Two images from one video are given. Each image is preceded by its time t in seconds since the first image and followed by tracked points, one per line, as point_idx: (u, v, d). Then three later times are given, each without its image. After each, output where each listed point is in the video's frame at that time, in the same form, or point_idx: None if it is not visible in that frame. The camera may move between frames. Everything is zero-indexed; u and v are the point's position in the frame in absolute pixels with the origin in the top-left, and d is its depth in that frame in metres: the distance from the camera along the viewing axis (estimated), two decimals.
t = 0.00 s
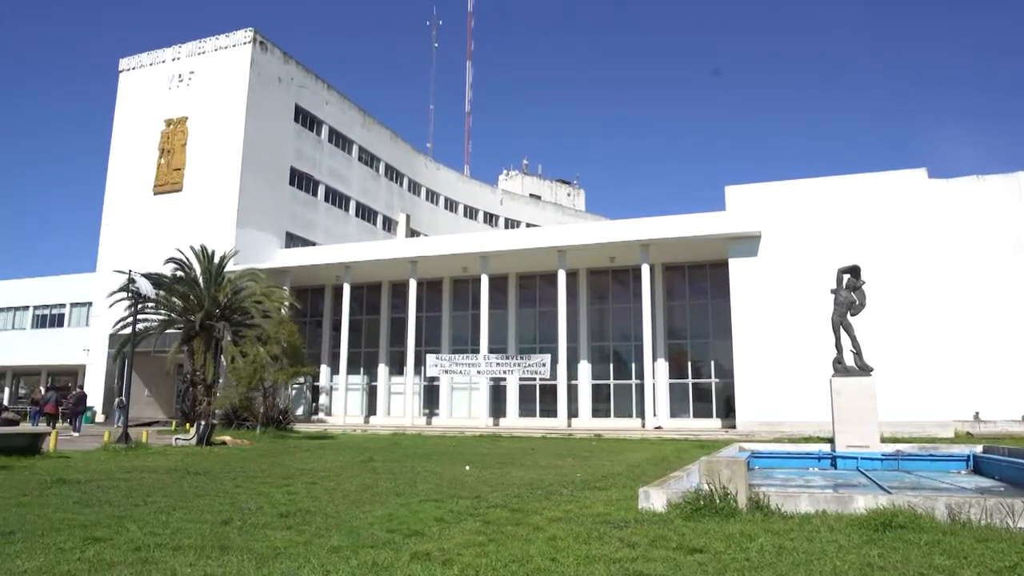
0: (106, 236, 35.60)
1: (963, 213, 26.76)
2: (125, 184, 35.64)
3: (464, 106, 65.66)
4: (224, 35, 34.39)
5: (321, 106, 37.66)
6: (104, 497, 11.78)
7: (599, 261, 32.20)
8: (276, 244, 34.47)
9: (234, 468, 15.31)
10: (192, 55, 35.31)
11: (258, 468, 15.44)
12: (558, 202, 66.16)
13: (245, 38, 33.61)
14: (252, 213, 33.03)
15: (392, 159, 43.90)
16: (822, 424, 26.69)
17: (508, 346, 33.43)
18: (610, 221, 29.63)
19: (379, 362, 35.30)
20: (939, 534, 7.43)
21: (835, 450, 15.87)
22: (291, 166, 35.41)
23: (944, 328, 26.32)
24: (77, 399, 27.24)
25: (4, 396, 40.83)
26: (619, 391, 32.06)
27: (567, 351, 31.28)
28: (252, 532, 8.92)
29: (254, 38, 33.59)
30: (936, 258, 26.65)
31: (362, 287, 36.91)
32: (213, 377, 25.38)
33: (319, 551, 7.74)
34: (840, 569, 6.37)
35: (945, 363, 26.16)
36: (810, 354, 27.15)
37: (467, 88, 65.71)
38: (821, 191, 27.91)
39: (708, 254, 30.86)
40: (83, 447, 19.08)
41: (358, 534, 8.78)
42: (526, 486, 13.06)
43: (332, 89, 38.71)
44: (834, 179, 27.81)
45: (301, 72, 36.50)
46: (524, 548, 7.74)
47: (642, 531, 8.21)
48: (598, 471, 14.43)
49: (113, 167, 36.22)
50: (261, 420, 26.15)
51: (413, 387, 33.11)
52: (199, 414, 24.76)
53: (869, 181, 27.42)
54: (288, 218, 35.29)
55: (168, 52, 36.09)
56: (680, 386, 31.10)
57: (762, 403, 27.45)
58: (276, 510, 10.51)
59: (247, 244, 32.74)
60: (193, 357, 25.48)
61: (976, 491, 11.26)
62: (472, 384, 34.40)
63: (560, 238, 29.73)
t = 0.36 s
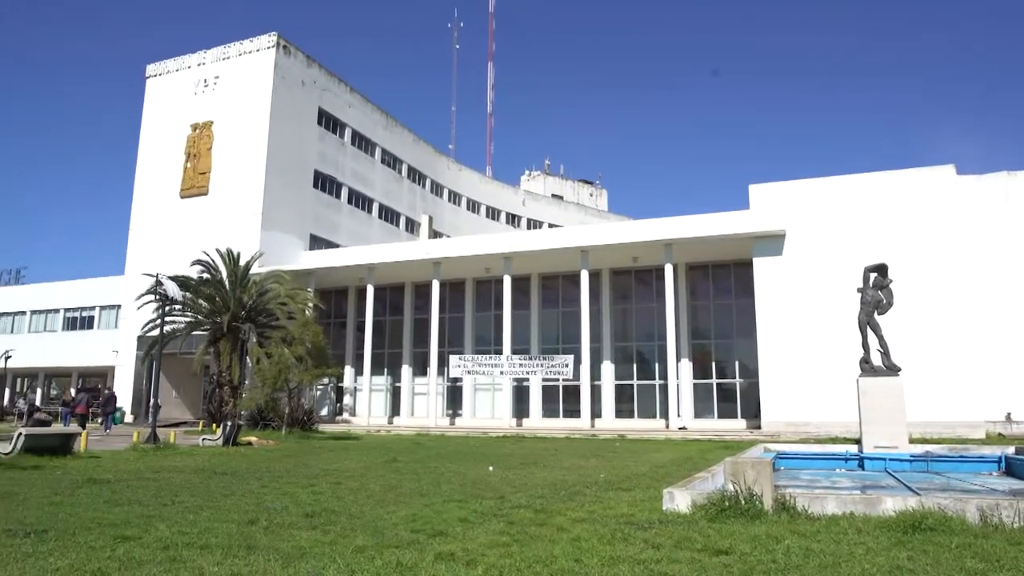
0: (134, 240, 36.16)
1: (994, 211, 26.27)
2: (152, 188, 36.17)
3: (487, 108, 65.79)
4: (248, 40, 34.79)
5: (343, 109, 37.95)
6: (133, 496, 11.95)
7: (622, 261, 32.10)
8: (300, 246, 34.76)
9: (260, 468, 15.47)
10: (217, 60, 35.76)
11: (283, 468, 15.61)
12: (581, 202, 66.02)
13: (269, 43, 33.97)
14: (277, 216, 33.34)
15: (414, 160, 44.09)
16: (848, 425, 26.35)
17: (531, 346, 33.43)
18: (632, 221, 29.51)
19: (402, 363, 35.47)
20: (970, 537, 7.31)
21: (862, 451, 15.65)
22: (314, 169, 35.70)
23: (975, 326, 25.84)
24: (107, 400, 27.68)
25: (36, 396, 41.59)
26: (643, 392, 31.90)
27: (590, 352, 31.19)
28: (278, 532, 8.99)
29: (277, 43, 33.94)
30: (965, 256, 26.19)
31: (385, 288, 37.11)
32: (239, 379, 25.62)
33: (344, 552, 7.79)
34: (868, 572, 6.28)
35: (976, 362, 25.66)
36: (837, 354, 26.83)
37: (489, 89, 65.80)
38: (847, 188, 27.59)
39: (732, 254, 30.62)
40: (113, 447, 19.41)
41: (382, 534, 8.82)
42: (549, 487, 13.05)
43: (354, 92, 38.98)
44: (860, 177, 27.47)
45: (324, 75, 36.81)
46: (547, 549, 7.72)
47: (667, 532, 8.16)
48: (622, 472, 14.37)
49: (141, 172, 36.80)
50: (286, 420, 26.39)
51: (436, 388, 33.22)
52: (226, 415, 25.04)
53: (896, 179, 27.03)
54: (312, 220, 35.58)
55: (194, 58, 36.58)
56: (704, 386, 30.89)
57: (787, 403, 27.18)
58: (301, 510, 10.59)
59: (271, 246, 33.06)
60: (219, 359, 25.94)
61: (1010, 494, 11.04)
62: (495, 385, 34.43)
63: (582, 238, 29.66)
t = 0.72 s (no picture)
0: (162, 243, 36.68)
1: None
2: (179, 192, 36.68)
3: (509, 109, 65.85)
4: (272, 45, 35.17)
5: (366, 111, 38.20)
6: (162, 496, 12.12)
7: (645, 261, 31.98)
8: (323, 248, 35.04)
9: (286, 468, 15.62)
10: (242, 65, 36.17)
11: (309, 468, 15.76)
12: (604, 202, 65.85)
13: (292, 47, 34.30)
14: (301, 218, 33.64)
15: (436, 162, 44.25)
16: (876, 425, 26.00)
17: (554, 346, 33.40)
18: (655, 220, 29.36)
19: (426, 364, 35.62)
20: (1003, 540, 7.18)
21: (890, 452, 15.43)
22: (337, 171, 35.98)
23: (1006, 325, 25.34)
24: (136, 402, 28.13)
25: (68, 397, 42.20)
26: (667, 392, 31.73)
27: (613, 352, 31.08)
28: (304, 532, 9.05)
29: (300, 47, 34.27)
30: (996, 253, 25.71)
31: (409, 289, 37.30)
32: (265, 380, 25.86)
33: (369, 551, 7.84)
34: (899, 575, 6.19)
35: (1008, 362, 25.15)
36: (864, 354, 26.47)
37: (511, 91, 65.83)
38: (873, 186, 27.22)
39: (757, 253, 30.36)
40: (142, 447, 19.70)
41: (407, 534, 8.87)
42: (574, 488, 13.02)
43: (377, 95, 39.22)
44: (887, 174, 27.09)
45: (347, 78, 37.09)
46: (572, 550, 7.71)
47: (692, 534, 8.11)
48: (646, 473, 14.31)
49: (168, 176, 37.33)
50: (312, 421, 26.64)
51: (460, 388, 33.29)
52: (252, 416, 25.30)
53: (924, 176, 26.63)
54: (335, 222, 35.85)
55: (219, 63, 37.05)
56: (729, 386, 30.65)
57: (814, 403, 26.89)
58: (326, 510, 10.68)
59: (296, 248, 33.37)
60: (245, 360, 26.13)
61: None
62: (519, 386, 34.43)
63: (605, 238, 29.56)
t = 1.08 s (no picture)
0: (187, 246, 37.16)
1: None
2: (204, 195, 37.14)
3: (529, 110, 65.89)
4: (294, 49, 35.49)
5: (388, 114, 38.41)
6: (189, 495, 12.29)
7: (668, 261, 31.85)
8: (346, 249, 35.29)
9: (310, 469, 15.76)
10: (265, 69, 36.54)
11: (333, 468, 15.89)
12: (625, 202, 65.67)
13: (314, 50, 34.56)
14: (324, 221, 33.91)
15: (458, 163, 44.38)
16: (904, 426, 25.63)
17: (576, 347, 33.35)
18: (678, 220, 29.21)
19: (448, 365, 35.73)
20: None
21: (918, 454, 15.20)
22: (359, 174, 36.22)
23: None
24: (164, 402, 28.55)
25: (96, 398, 42.87)
26: (690, 393, 31.52)
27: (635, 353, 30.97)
28: (328, 532, 9.12)
29: (322, 50, 34.51)
30: None
31: (431, 290, 37.46)
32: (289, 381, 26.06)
33: (393, 552, 7.89)
34: None
35: None
36: (891, 353, 26.11)
37: (531, 92, 65.90)
38: (899, 183, 26.84)
39: (780, 253, 30.09)
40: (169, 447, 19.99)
41: (430, 535, 8.91)
42: (597, 489, 12.99)
43: (398, 97, 39.43)
44: (914, 171, 26.67)
45: (368, 81, 37.33)
46: (596, 551, 7.70)
47: (717, 535, 8.04)
48: (670, 474, 14.24)
49: (193, 179, 37.81)
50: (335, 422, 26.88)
51: (482, 389, 33.36)
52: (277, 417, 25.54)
53: (952, 173, 26.21)
54: (358, 224, 36.10)
55: (243, 67, 37.47)
56: (753, 386, 30.40)
57: (839, 404, 26.58)
58: (350, 510, 10.76)
59: (319, 250, 33.63)
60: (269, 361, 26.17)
61: None
62: (541, 386, 34.41)
63: (627, 238, 29.46)
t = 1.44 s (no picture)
0: (212, 248, 37.59)
1: None
2: (227, 198, 37.55)
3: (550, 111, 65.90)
4: (316, 52, 35.80)
5: (408, 116, 38.60)
6: (215, 495, 12.44)
7: (690, 261, 31.68)
8: (368, 251, 35.50)
9: (333, 469, 15.88)
10: (287, 73, 36.89)
11: (356, 469, 16.00)
12: (646, 202, 65.44)
13: (335, 54, 34.83)
14: (346, 223, 34.14)
15: (478, 164, 44.46)
16: (931, 427, 25.24)
17: (597, 347, 33.28)
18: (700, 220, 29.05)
19: (470, 366, 35.82)
20: None
21: (947, 455, 14.96)
22: (380, 176, 36.44)
23: None
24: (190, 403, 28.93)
25: (123, 399, 43.67)
26: (713, 393, 31.30)
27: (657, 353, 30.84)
28: (351, 532, 9.19)
29: (343, 54, 34.77)
30: None
31: (452, 292, 37.58)
32: (312, 382, 26.27)
33: (416, 552, 7.94)
34: None
35: None
36: (917, 353, 25.74)
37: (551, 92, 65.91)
38: (926, 181, 26.43)
39: (804, 252, 29.81)
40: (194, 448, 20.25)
41: (453, 535, 8.94)
42: (619, 490, 12.95)
43: (419, 99, 39.61)
44: (940, 169, 26.28)
45: (389, 84, 37.54)
46: (618, 552, 7.68)
47: (740, 537, 7.99)
48: (693, 475, 14.16)
49: (217, 183, 38.26)
50: (358, 422, 27.11)
51: (504, 390, 33.39)
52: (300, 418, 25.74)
53: (980, 169, 25.77)
54: (379, 226, 36.31)
55: (265, 71, 37.85)
56: (777, 387, 30.13)
57: (865, 405, 26.28)
58: (373, 511, 10.84)
59: (341, 252, 33.87)
60: (294, 362, 26.52)
61: None
62: (562, 387, 34.37)
63: (648, 238, 29.36)
